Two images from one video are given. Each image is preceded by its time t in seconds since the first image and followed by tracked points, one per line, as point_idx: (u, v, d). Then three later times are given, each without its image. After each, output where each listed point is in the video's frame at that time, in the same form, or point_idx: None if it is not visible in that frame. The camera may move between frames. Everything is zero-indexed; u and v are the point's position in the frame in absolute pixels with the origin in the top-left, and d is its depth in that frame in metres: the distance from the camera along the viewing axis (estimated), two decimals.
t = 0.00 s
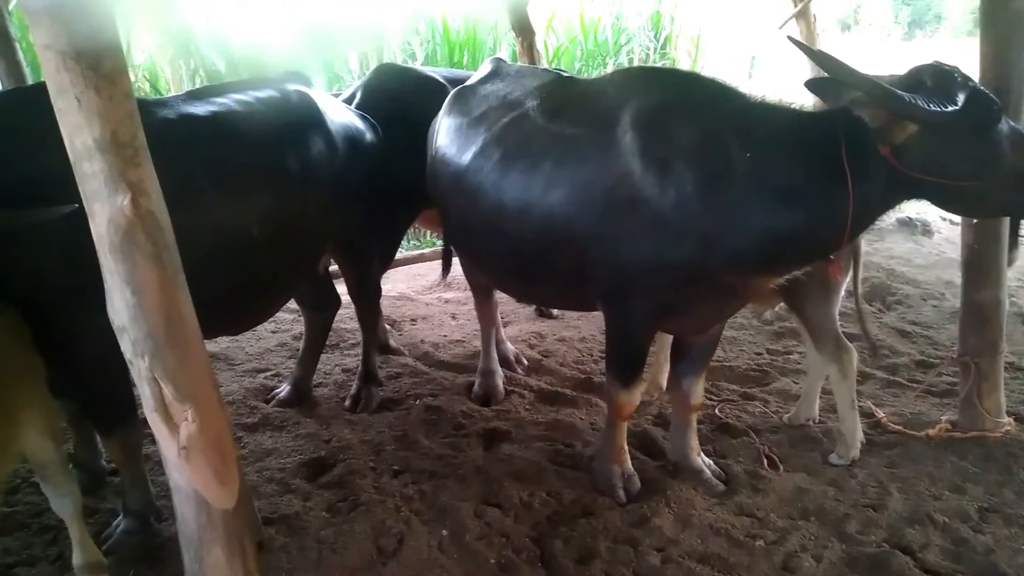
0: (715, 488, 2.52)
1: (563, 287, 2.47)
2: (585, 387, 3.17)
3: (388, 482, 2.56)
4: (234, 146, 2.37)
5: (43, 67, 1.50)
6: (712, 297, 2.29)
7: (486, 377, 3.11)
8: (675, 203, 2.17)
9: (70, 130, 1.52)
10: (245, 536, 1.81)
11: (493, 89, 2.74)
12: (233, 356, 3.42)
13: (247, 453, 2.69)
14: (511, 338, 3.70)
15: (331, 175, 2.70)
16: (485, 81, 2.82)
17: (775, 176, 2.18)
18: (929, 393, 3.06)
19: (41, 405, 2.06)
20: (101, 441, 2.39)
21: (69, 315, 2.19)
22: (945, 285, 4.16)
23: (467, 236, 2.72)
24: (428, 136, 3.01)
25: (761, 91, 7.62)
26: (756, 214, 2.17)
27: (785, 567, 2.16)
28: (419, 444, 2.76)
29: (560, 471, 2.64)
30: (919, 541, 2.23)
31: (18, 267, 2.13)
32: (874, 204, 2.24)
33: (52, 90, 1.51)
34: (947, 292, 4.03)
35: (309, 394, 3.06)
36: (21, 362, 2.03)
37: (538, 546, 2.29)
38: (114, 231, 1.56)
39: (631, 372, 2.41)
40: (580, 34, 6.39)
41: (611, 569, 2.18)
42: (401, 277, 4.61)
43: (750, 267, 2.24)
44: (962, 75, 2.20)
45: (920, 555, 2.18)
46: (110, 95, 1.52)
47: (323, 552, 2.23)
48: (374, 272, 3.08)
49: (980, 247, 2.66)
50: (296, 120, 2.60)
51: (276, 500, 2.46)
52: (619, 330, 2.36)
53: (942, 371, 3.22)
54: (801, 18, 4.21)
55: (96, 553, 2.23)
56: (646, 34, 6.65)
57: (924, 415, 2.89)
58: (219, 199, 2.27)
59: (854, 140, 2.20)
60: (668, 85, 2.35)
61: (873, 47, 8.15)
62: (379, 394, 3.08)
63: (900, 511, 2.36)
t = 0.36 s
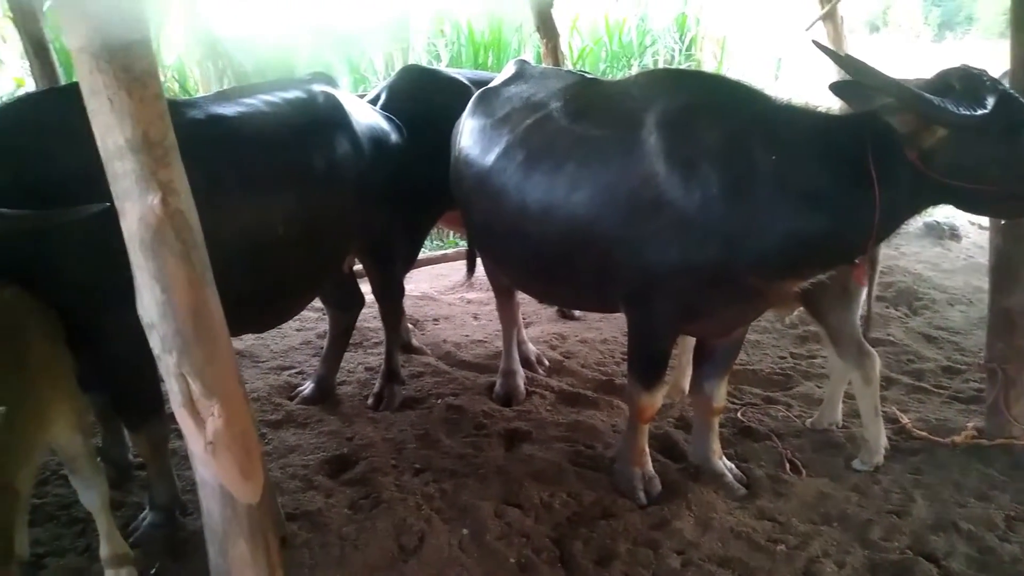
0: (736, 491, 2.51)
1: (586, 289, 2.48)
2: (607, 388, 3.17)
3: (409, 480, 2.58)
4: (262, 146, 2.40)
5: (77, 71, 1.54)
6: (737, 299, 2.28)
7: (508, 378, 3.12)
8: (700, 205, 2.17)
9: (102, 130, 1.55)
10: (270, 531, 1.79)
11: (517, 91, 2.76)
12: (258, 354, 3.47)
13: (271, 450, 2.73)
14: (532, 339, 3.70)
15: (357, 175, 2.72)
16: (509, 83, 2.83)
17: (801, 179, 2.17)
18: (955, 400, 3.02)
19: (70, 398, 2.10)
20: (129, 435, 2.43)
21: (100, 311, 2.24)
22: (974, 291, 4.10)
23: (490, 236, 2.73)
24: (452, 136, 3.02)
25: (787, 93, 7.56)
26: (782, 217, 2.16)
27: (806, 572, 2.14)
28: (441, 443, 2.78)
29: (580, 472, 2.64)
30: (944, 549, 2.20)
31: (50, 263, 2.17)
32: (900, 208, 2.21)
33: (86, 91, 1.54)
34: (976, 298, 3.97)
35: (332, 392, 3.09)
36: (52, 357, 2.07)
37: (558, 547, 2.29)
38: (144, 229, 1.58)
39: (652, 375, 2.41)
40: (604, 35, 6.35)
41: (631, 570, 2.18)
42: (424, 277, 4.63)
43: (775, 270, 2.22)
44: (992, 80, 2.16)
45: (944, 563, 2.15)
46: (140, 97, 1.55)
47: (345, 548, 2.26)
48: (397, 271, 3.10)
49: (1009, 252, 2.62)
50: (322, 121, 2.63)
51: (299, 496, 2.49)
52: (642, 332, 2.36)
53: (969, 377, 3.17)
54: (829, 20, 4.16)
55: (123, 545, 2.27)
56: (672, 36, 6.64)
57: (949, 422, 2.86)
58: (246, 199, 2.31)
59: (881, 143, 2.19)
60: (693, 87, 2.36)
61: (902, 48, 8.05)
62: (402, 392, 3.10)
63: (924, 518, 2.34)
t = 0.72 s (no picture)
0: (771, 497, 2.49)
1: (621, 290, 2.47)
2: (640, 391, 3.16)
3: (443, 478, 2.60)
4: (302, 145, 2.43)
5: (129, 70, 1.54)
6: (776, 303, 2.25)
7: (540, 378, 3.13)
8: (739, 208, 2.16)
9: (152, 129, 1.55)
10: (310, 527, 1.80)
11: (553, 91, 2.76)
12: (293, 350, 3.51)
13: (307, 446, 2.76)
14: (565, 339, 3.70)
15: (394, 175, 2.74)
16: (545, 83, 2.84)
17: (843, 183, 2.15)
18: (997, 409, 2.96)
19: (113, 392, 2.14)
20: (169, 428, 2.47)
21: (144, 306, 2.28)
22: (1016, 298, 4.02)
23: (525, 237, 2.73)
24: (487, 136, 3.04)
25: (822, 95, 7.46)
26: (823, 221, 2.14)
27: None
28: (473, 442, 2.79)
29: (614, 474, 2.63)
30: (986, 560, 2.16)
31: (98, 258, 2.23)
32: (945, 213, 2.19)
33: (136, 90, 1.53)
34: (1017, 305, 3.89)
35: (367, 389, 3.12)
36: (95, 351, 2.12)
37: (591, 548, 2.29)
38: (191, 227, 1.58)
39: (688, 378, 2.39)
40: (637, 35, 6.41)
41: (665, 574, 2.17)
42: (456, 276, 4.65)
43: (816, 274, 2.20)
44: None
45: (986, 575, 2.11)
46: (190, 98, 1.55)
47: (379, 546, 2.29)
48: (431, 271, 3.11)
49: None
50: (359, 120, 2.65)
51: (334, 492, 2.52)
52: (678, 334, 2.34)
53: (1011, 386, 3.11)
54: (868, 21, 4.11)
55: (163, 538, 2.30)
56: (708, 36, 6.73)
57: (991, 431, 2.80)
58: (287, 197, 2.34)
59: (925, 147, 2.16)
60: (732, 90, 2.34)
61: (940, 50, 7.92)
62: (435, 391, 3.12)
63: (966, 528, 2.30)
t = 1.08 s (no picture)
0: (850, 512, 2.41)
1: (698, 295, 2.44)
2: (714, 398, 3.11)
3: (512, 476, 2.65)
4: (385, 145, 2.48)
5: (225, 66, 1.54)
6: (862, 312, 2.18)
7: (610, 382, 3.12)
8: (825, 213, 2.11)
9: (249, 126, 1.55)
10: (389, 518, 1.82)
11: (632, 93, 2.76)
12: (367, 345, 3.59)
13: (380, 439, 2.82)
14: (635, 343, 3.69)
15: (472, 175, 2.78)
16: (624, 84, 2.85)
17: (939, 189, 2.07)
18: None
19: (200, 379, 2.22)
20: (250, 416, 2.56)
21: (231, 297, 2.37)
22: None
23: (599, 238, 2.73)
24: (562, 135, 3.06)
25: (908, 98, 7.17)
26: (916, 229, 2.06)
27: None
28: (542, 442, 2.84)
29: (684, 481, 2.61)
30: None
31: (189, 251, 2.32)
32: None
33: (233, 87, 1.54)
34: None
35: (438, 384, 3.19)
36: (186, 339, 2.19)
37: (660, 554, 2.28)
38: (283, 220, 1.59)
39: (765, 387, 2.35)
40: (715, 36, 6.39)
41: None
42: (525, 276, 4.67)
43: (906, 283, 2.12)
44: None
45: None
46: (286, 93, 1.54)
47: (449, 540, 2.34)
48: (504, 270, 3.13)
49: None
50: (438, 121, 2.69)
51: (405, 485, 2.59)
52: (758, 342, 2.30)
53: None
54: (961, 21, 3.94)
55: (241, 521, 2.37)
56: (788, 37, 6.58)
57: None
58: (370, 195, 2.41)
59: None
60: (819, 92, 2.30)
61: None
62: (504, 389, 3.17)
63: None
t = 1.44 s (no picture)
0: (941, 533, 2.30)
1: (787, 302, 2.38)
2: (798, 409, 3.11)
3: (587, 478, 2.66)
4: (478, 144, 2.53)
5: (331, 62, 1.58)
6: (966, 326, 2.07)
7: (691, 389, 3.11)
8: (928, 221, 2.03)
9: (352, 122, 1.59)
10: (469, 509, 1.83)
11: (724, 95, 2.75)
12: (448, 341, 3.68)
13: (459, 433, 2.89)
14: (718, 350, 3.72)
15: (559, 175, 2.81)
16: (716, 86, 2.84)
17: None
18: None
19: (290, 367, 2.31)
20: (336, 404, 2.65)
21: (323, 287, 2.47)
22: None
23: (686, 242, 2.71)
24: (649, 136, 3.06)
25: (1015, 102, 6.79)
26: None
27: None
28: (619, 445, 2.84)
29: (764, 492, 2.55)
30: None
31: (285, 243, 2.42)
32: None
33: (338, 84, 1.58)
34: None
35: (515, 382, 3.26)
36: (280, 327, 2.30)
37: (738, 565, 2.24)
38: (381, 214, 1.62)
39: (856, 400, 2.26)
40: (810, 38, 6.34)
41: None
42: (605, 279, 4.67)
43: (1015, 298, 1.98)
44: None
45: None
46: (385, 89, 1.56)
47: (524, 537, 2.37)
48: (585, 272, 3.13)
49: None
50: (527, 121, 2.72)
51: (482, 482, 2.63)
52: (849, 353, 2.21)
53: None
54: None
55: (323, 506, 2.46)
56: (887, 40, 6.40)
57: None
58: (458, 191, 2.46)
59: None
60: (924, 97, 2.22)
61: None
62: (581, 391, 3.20)
63: None
